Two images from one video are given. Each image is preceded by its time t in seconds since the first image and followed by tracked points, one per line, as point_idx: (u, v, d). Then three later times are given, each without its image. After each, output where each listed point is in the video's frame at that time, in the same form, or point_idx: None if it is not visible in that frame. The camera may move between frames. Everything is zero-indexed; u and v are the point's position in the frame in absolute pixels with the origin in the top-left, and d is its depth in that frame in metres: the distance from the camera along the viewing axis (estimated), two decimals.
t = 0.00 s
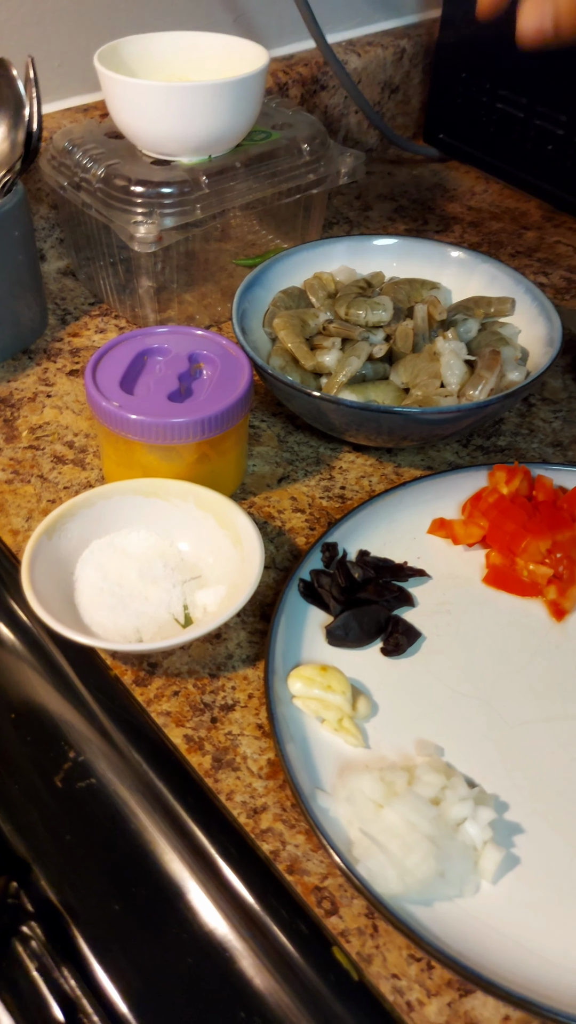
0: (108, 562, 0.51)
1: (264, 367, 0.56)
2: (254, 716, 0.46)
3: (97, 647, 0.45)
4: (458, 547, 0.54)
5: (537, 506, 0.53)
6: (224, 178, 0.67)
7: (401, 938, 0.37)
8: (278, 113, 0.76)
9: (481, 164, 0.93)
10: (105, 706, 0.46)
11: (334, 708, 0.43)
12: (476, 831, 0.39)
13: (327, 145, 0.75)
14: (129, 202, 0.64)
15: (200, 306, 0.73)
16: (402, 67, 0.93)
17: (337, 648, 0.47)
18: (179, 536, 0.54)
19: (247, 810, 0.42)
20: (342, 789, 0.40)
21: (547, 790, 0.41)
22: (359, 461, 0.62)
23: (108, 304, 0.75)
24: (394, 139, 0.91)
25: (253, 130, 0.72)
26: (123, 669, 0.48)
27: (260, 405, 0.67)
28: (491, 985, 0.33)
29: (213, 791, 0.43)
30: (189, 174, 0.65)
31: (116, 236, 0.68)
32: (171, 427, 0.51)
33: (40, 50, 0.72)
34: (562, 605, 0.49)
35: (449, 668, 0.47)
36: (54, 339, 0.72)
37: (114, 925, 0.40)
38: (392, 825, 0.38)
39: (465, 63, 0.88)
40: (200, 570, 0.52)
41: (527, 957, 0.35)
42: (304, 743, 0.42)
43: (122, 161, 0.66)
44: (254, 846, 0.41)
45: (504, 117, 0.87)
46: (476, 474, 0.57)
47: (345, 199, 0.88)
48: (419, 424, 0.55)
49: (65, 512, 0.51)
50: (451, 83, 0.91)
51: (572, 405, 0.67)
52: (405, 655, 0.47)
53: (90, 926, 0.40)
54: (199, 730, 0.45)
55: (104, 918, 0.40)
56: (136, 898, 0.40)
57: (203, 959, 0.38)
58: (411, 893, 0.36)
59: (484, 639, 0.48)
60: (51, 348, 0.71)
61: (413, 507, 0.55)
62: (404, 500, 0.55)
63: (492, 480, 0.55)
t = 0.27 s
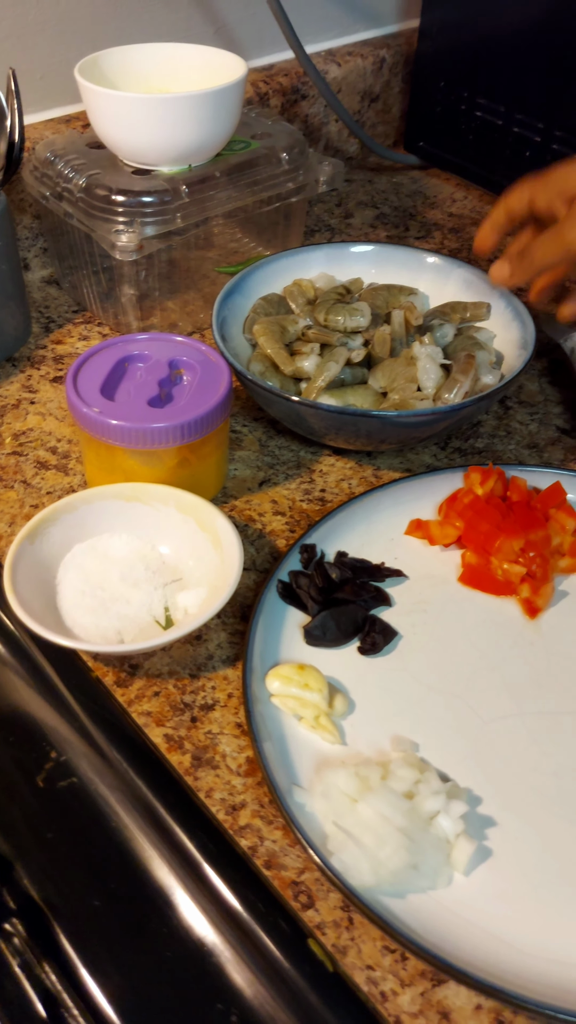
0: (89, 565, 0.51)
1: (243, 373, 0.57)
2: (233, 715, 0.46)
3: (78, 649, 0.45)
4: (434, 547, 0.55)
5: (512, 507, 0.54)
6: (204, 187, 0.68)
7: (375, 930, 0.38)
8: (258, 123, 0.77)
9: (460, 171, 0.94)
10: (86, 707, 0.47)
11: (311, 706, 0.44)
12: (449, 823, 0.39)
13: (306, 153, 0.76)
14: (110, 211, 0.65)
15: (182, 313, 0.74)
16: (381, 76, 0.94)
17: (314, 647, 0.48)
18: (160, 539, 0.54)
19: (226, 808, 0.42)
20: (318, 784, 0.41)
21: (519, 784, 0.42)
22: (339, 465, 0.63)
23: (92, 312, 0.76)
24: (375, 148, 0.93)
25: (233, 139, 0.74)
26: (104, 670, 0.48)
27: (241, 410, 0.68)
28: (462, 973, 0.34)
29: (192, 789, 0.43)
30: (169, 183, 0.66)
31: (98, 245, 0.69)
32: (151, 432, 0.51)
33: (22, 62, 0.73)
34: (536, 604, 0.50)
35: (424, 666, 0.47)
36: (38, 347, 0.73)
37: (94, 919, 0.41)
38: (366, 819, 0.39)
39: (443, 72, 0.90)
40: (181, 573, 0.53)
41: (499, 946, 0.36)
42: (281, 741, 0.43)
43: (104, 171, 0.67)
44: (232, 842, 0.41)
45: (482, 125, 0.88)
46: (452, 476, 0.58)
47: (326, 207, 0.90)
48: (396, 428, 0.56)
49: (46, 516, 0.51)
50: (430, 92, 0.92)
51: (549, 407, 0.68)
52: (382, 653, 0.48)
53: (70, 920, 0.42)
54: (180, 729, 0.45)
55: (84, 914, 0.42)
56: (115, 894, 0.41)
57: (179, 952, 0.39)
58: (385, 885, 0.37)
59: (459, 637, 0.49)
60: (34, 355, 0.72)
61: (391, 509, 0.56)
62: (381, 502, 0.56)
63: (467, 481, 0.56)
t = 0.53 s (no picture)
0: (78, 571, 0.52)
1: (230, 380, 0.58)
2: (221, 717, 0.47)
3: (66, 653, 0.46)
4: (419, 551, 0.56)
5: (495, 510, 0.55)
6: (191, 197, 0.69)
7: (361, 927, 0.38)
8: (244, 134, 0.78)
9: (445, 180, 0.95)
10: (76, 713, 0.48)
11: (297, 708, 0.44)
12: (432, 821, 0.40)
13: (292, 163, 0.77)
14: (98, 221, 0.66)
15: (170, 321, 0.75)
16: (367, 87, 0.95)
17: (301, 650, 0.48)
18: (148, 545, 0.55)
19: (214, 808, 0.42)
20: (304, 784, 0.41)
21: (502, 782, 0.43)
22: (326, 470, 0.64)
23: (81, 321, 0.77)
24: (361, 157, 0.94)
25: (219, 149, 0.74)
26: (93, 674, 0.49)
27: (229, 417, 0.69)
28: (446, 968, 0.35)
29: (180, 790, 0.43)
30: (156, 192, 0.67)
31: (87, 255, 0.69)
32: (138, 438, 0.52)
33: (11, 74, 0.74)
34: (519, 605, 0.51)
35: (409, 668, 0.48)
36: (27, 356, 0.73)
37: (84, 922, 0.42)
38: (350, 817, 0.39)
39: (427, 81, 0.91)
40: (169, 578, 0.53)
41: (482, 942, 0.37)
42: (267, 742, 0.43)
43: (91, 181, 0.68)
44: (219, 843, 0.42)
45: (467, 134, 0.89)
46: (437, 480, 0.59)
47: (313, 216, 0.91)
48: (380, 433, 0.56)
49: (35, 523, 0.52)
50: (415, 102, 0.94)
51: (533, 412, 0.69)
52: (368, 655, 0.48)
53: (61, 923, 0.43)
54: (168, 732, 0.46)
55: (74, 917, 0.42)
56: (104, 896, 0.42)
57: (167, 952, 0.40)
58: (369, 882, 0.38)
59: (444, 638, 0.50)
60: (24, 364, 0.72)
61: (376, 513, 0.57)
62: (367, 507, 0.57)
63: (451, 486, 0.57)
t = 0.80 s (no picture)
0: (74, 581, 0.52)
1: (223, 390, 0.59)
2: (216, 725, 0.47)
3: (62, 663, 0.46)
4: (411, 558, 0.56)
5: (486, 518, 0.56)
6: (184, 210, 0.70)
7: (354, 932, 0.39)
8: (236, 146, 0.79)
9: (437, 190, 0.96)
10: (72, 720, 0.48)
11: (291, 715, 0.45)
12: (424, 826, 0.40)
13: (284, 175, 0.78)
14: (92, 234, 0.66)
15: (165, 331, 0.75)
16: (359, 98, 0.96)
17: (294, 658, 0.49)
18: (143, 554, 0.55)
19: (208, 816, 0.43)
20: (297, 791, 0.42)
21: (493, 787, 0.43)
22: (319, 479, 0.65)
23: (76, 333, 0.78)
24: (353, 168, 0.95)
25: (212, 162, 0.75)
26: (89, 684, 0.49)
27: (224, 426, 0.70)
28: (439, 971, 0.35)
29: (176, 798, 0.44)
30: (150, 206, 0.68)
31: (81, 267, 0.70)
32: (133, 449, 0.53)
33: (5, 89, 0.74)
34: (510, 612, 0.52)
35: (401, 674, 0.49)
36: (23, 367, 0.74)
37: (78, 928, 0.41)
38: (343, 823, 0.40)
39: (418, 93, 0.92)
40: (164, 587, 0.54)
41: (474, 945, 0.37)
42: (261, 749, 0.44)
43: (85, 195, 0.69)
44: (214, 850, 0.42)
45: (458, 145, 0.90)
46: (429, 488, 0.60)
47: (306, 226, 0.92)
48: (374, 442, 0.57)
49: (31, 534, 0.52)
50: (406, 114, 0.94)
51: (524, 420, 0.70)
52: (360, 662, 0.49)
53: (54, 928, 0.42)
54: (163, 740, 0.47)
55: (68, 922, 0.41)
56: (100, 901, 0.41)
57: (163, 957, 0.39)
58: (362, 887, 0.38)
59: (436, 645, 0.50)
60: (20, 375, 0.73)
61: (369, 521, 0.58)
62: (360, 515, 0.57)
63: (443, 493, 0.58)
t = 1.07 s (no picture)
0: (72, 586, 0.53)
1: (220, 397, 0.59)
2: (213, 731, 0.48)
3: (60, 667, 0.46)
4: (408, 562, 0.56)
5: (483, 523, 0.56)
6: (181, 216, 0.70)
7: (351, 936, 0.39)
8: (234, 154, 0.79)
9: (434, 196, 0.97)
10: (70, 725, 0.48)
11: (288, 720, 0.45)
12: (421, 831, 0.41)
13: (281, 182, 0.78)
14: (90, 241, 0.67)
15: (163, 338, 0.75)
16: (356, 106, 0.97)
17: (292, 663, 0.49)
18: (141, 560, 0.55)
19: (206, 821, 0.43)
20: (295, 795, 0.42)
21: (490, 792, 0.43)
22: (317, 484, 0.65)
23: (74, 339, 0.78)
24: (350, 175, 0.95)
25: (210, 170, 0.76)
26: (87, 690, 0.50)
27: (222, 432, 0.70)
28: (436, 976, 0.35)
29: (173, 803, 0.44)
30: (148, 213, 0.68)
31: (79, 274, 0.70)
32: (131, 455, 0.53)
33: (4, 98, 0.75)
34: (506, 615, 0.52)
35: (397, 679, 0.49)
36: (21, 374, 0.74)
37: (77, 934, 0.41)
38: (340, 827, 0.40)
39: (415, 100, 0.92)
40: (163, 592, 0.54)
41: (471, 950, 0.37)
42: (258, 754, 0.44)
43: (84, 202, 0.69)
44: (212, 855, 0.42)
45: (454, 151, 0.91)
46: (426, 493, 0.60)
47: (303, 233, 0.92)
48: (371, 447, 0.57)
49: (29, 540, 0.53)
50: (403, 120, 0.95)
51: (521, 425, 0.70)
52: (357, 667, 0.49)
53: (52, 934, 0.41)
54: (161, 745, 0.47)
55: (67, 928, 0.41)
56: (99, 906, 0.41)
57: (162, 963, 0.39)
58: (359, 892, 0.38)
59: (433, 650, 0.50)
60: (18, 382, 0.73)
61: (366, 526, 0.58)
62: (357, 520, 0.58)
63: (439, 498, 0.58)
